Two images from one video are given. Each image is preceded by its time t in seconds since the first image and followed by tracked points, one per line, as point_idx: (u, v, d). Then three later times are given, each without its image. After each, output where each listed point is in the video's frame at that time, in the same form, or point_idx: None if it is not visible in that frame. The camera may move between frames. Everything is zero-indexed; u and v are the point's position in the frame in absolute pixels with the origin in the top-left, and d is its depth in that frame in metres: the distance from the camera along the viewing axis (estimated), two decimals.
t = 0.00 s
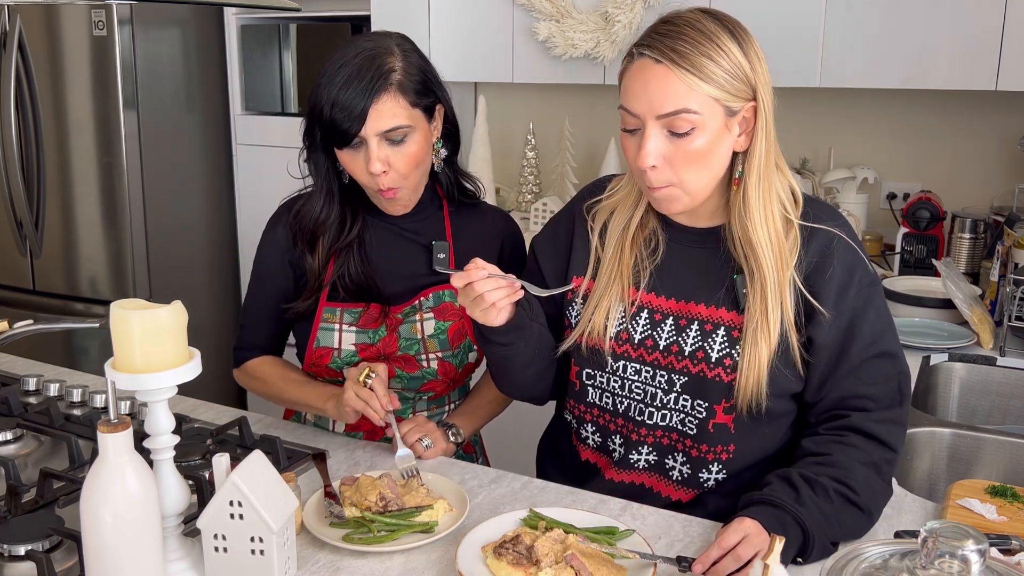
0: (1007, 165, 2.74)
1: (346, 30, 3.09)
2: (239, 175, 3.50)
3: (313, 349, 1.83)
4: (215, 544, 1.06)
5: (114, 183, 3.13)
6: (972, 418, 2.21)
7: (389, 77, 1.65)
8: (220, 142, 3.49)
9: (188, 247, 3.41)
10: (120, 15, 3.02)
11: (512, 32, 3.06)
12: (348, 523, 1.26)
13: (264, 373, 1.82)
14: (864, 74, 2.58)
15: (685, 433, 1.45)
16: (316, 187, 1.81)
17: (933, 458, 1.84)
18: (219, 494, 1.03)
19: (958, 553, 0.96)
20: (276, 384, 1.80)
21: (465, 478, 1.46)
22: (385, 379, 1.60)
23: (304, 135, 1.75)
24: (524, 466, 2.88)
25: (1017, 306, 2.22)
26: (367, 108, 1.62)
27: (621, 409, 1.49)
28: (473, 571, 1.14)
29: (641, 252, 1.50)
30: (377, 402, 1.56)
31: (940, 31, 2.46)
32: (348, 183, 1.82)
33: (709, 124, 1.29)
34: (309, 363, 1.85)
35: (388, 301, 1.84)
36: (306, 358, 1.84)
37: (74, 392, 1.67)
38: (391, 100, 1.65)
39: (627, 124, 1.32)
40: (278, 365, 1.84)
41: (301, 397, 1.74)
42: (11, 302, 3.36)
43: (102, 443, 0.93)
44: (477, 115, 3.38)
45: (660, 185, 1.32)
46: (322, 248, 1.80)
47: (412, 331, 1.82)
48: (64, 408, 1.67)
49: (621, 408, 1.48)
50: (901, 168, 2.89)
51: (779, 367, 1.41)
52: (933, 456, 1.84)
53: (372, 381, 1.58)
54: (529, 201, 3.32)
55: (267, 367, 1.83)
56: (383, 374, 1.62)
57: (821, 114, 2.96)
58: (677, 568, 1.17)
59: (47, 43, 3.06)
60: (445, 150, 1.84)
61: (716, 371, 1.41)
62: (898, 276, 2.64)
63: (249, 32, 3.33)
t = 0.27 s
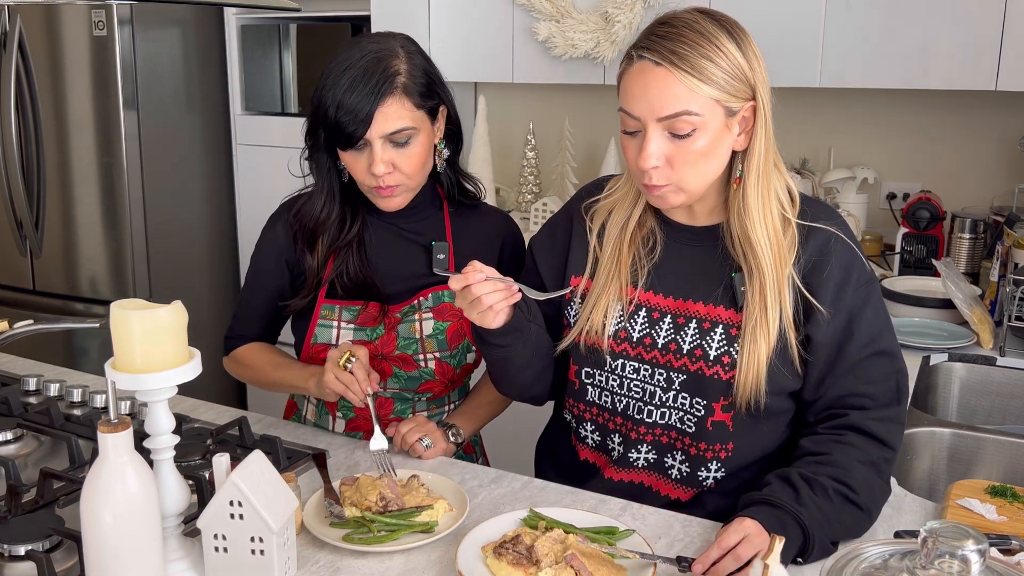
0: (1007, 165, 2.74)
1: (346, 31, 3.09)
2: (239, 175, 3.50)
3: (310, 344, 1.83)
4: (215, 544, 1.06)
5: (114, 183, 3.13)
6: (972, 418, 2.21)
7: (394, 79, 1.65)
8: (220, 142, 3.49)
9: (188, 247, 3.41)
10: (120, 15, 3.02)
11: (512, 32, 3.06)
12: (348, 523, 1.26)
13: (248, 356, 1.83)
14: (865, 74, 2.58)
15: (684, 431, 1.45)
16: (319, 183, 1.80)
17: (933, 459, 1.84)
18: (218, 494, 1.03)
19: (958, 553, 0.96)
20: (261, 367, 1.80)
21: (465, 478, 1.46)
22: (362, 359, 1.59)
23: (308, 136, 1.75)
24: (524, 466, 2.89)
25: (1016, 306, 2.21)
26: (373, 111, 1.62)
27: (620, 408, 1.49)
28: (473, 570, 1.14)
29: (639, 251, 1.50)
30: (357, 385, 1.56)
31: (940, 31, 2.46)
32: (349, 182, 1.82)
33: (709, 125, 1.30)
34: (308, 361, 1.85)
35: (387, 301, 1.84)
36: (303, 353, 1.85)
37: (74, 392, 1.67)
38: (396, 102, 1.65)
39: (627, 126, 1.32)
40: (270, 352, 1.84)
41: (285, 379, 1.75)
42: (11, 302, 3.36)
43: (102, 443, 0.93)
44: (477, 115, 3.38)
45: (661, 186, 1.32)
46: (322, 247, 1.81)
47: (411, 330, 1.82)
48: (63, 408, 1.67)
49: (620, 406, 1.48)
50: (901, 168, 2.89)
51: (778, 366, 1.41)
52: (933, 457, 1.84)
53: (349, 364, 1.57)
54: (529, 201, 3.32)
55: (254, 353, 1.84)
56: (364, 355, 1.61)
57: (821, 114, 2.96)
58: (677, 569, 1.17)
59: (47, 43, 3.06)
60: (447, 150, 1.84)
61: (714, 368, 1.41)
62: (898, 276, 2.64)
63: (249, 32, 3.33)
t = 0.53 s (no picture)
0: (1007, 165, 2.74)
1: (346, 31, 3.09)
2: (239, 175, 3.50)
3: (311, 347, 1.83)
4: (215, 544, 1.06)
5: (114, 183, 3.13)
6: (972, 418, 2.21)
7: (395, 78, 1.65)
8: (220, 142, 3.49)
9: (188, 247, 3.41)
10: (120, 15, 3.02)
11: (512, 33, 3.06)
12: (348, 523, 1.26)
13: (256, 366, 1.84)
14: (864, 74, 2.58)
15: (684, 432, 1.45)
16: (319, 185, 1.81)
17: (933, 459, 1.84)
18: (218, 494, 1.04)
19: (958, 553, 0.96)
20: (268, 377, 1.81)
21: (465, 478, 1.46)
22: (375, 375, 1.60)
23: (309, 134, 1.76)
24: (524, 466, 2.89)
25: (1017, 306, 2.21)
26: (374, 109, 1.62)
27: (620, 409, 1.49)
28: (473, 570, 1.14)
29: (639, 251, 1.50)
30: (370, 402, 1.56)
31: (940, 30, 2.46)
32: (350, 181, 1.82)
33: (709, 125, 1.30)
34: (308, 363, 1.85)
35: (388, 301, 1.83)
36: (305, 356, 1.85)
37: (74, 392, 1.67)
38: (398, 99, 1.65)
39: (627, 127, 1.32)
40: (275, 364, 1.84)
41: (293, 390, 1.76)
42: (11, 302, 3.36)
43: (102, 443, 0.93)
44: (477, 115, 3.38)
45: (662, 186, 1.32)
46: (323, 246, 1.81)
47: (412, 331, 1.82)
48: (63, 408, 1.67)
49: (620, 408, 1.48)
50: (901, 168, 2.89)
51: (777, 367, 1.41)
52: (933, 456, 1.84)
53: (362, 380, 1.58)
54: (529, 201, 3.32)
55: (262, 362, 1.84)
56: (377, 372, 1.62)
57: (821, 114, 2.96)
58: (677, 569, 1.17)
59: (47, 43, 3.06)
60: (447, 149, 1.84)
61: (714, 370, 1.41)
62: (898, 276, 2.64)
63: (249, 32, 3.33)
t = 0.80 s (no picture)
0: (1007, 165, 2.74)
1: (346, 31, 3.09)
2: (239, 175, 3.50)
3: (312, 348, 1.83)
4: (215, 544, 1.06)
5: (114, 183, 3.13)
6: (972, 418, 2.21)
7: (395, 77, 1.65)
8: (220, 142, 3.49)
9: (188, 247, 3.41)
10: (120, 15, 3.02)
11: (512, 33, 3.06)
12: (348, 523, 1.26)
13: (258, 372, 1.84)
14: (865, 74, 2.58)
15: (686, 433, 1.45)
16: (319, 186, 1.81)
17: (933, 459, 1.84)
18: (218, 494, 1.03)
19: (958, 553, 0.96)
20: (271, 382, 1.81)
21: (465, 478, 1.46)
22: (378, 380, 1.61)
23: (309, 133, 1.76)
24: (524, 466, 2.89)
25: (1017, 306, 2.21)
26: (374, 107, 1.62)
27: (621, 410, 1.49)
28: (473, 570, 1.14)
29: (639, 252, 1.50)
30: (375, 408, 1.55)
31: (941, 30, 2.46)
32: (350, 181, 1.82)
33: (711, 126, 1.30)
34: (309, 363, 1.85)
35: (388, 301, 1.83)
36: (306, 357, 1.85)
37: (74, 392, 1.67)
38: (398, 97, 1.65)
39: (629, 128, 1.32)
40: (275, 369, 1.84)
41: (297, 396, 1.76)
42: (11, 302, 3.36)
43: (102, 443, 0.93)
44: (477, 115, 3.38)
45: (664, 187, 1.32)
46: (323, 246, 1.81)
47: (411, 331, 1.82)
48: (64, 408, 1.67)
49: (622, 409, 1.49)
50: (901, 168, 2.89)
51: (778, 368, 1.41)
52: (933, 456, 1.84)
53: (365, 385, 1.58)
54: (529, 201, 3.32)
55: (264, 367, 1.84)
56: (380, 379, 1.63)
57: (821, 114, 2.96)
58: (677, 569, 1.17)
59: (47, 43, 3.06)
60: (447, 148, 1.84)
61: (716, 371, 1.41)
62: (898, 276, 2.64)
63: (249, 32, 3.33)
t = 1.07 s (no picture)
0: (1008, 165, 2.74)
1: (346, 31, 3.09)
2: (239, 175, 3.50)
3: (312, 347, 1.83)
4: (215, 544, 1.06)
5: (114, 183, 3.13)
6: (972, 418, 2.21)
7: (395, 76, 1.65)
8: (220, 142, 3.49)
9: (188, 247, 3.41)
10: (120, 15, 3.02)
11: (512, 33, 3.06)
12: (348, 523, 1.26)
13: (261, 373, 1.83)
14: (864, 74, 2.58)
15: (685, 434, 1.45)
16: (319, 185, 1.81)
17: (933, 458, 1.84)
18: (218, 494, 1.03)
19: (958, 553, 0.96)
20: (274, 383, 1.80)
21: (465, 478, 1.46)
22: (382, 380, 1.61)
23: (309, 132, 1.77)
24: (524, 466, 2.89)
25: (1016, 306, 2.21)
26: (372, 106, 1.62)
27: (621, 410, 1.49)
28: (473, 570, 1.14)
29: (638, 251, 1.50)
30: (378, 406, 1.56)
31: (941, 30, 2.46)
32: (350, 180, 1.82)
33: (711, 127, 1.30)
34: (309, 363, 1.85)
35: (388, 301, 1.83)
36: (305, 357, 1.85)
37: (74, 392, 1.67)
38: (397, 96, 1.65)
39: (630, 128, 1.32)
40: (277, 369, 1.84)
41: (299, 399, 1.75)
42: (11, 302, 3.36)
43: (102, 443, 0.93)
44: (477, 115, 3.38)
45: (664, 188, 1.32)
46: (323, 246, 1.81)
47: (412, 331, 1.82)
48: (63, 408, 1.67)
49: (622, 409, 1.49)
50: (901, 168, 2.89)
51: (778, 369, 1.41)
52: (933, 456, 1.84)
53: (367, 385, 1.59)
54: (529, 201, 3.32)
55: (267, 367, 1.84)
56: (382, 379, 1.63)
57: (822, 114, 2.96)
58: (677, 570, 1.17)
59: (47, 43, 3.06)
60: (448, 148, 1.84)
61: (715, 372, 1.41)
62: (898, 276, 2.64)
63: (249, 32, 3.33)
